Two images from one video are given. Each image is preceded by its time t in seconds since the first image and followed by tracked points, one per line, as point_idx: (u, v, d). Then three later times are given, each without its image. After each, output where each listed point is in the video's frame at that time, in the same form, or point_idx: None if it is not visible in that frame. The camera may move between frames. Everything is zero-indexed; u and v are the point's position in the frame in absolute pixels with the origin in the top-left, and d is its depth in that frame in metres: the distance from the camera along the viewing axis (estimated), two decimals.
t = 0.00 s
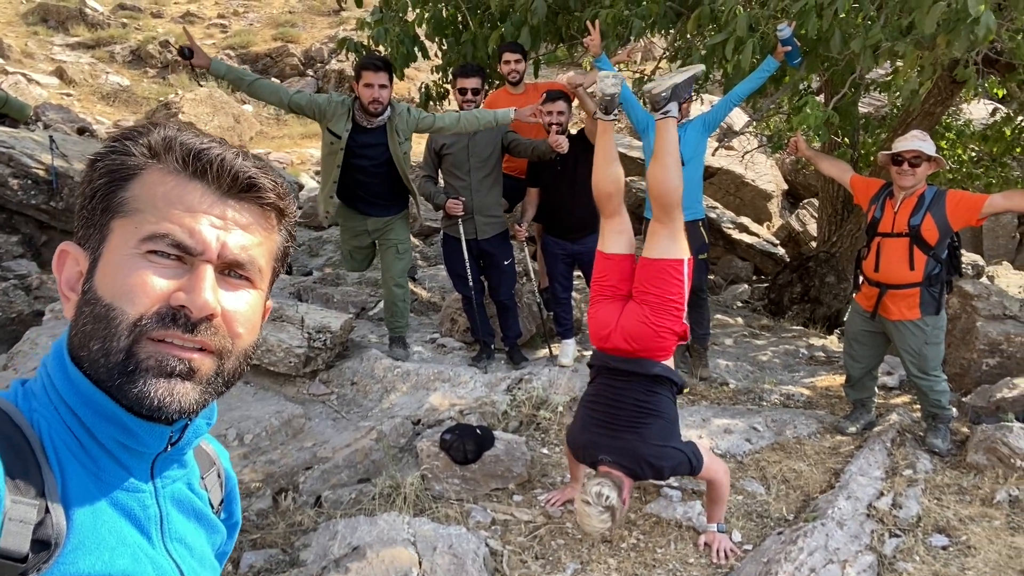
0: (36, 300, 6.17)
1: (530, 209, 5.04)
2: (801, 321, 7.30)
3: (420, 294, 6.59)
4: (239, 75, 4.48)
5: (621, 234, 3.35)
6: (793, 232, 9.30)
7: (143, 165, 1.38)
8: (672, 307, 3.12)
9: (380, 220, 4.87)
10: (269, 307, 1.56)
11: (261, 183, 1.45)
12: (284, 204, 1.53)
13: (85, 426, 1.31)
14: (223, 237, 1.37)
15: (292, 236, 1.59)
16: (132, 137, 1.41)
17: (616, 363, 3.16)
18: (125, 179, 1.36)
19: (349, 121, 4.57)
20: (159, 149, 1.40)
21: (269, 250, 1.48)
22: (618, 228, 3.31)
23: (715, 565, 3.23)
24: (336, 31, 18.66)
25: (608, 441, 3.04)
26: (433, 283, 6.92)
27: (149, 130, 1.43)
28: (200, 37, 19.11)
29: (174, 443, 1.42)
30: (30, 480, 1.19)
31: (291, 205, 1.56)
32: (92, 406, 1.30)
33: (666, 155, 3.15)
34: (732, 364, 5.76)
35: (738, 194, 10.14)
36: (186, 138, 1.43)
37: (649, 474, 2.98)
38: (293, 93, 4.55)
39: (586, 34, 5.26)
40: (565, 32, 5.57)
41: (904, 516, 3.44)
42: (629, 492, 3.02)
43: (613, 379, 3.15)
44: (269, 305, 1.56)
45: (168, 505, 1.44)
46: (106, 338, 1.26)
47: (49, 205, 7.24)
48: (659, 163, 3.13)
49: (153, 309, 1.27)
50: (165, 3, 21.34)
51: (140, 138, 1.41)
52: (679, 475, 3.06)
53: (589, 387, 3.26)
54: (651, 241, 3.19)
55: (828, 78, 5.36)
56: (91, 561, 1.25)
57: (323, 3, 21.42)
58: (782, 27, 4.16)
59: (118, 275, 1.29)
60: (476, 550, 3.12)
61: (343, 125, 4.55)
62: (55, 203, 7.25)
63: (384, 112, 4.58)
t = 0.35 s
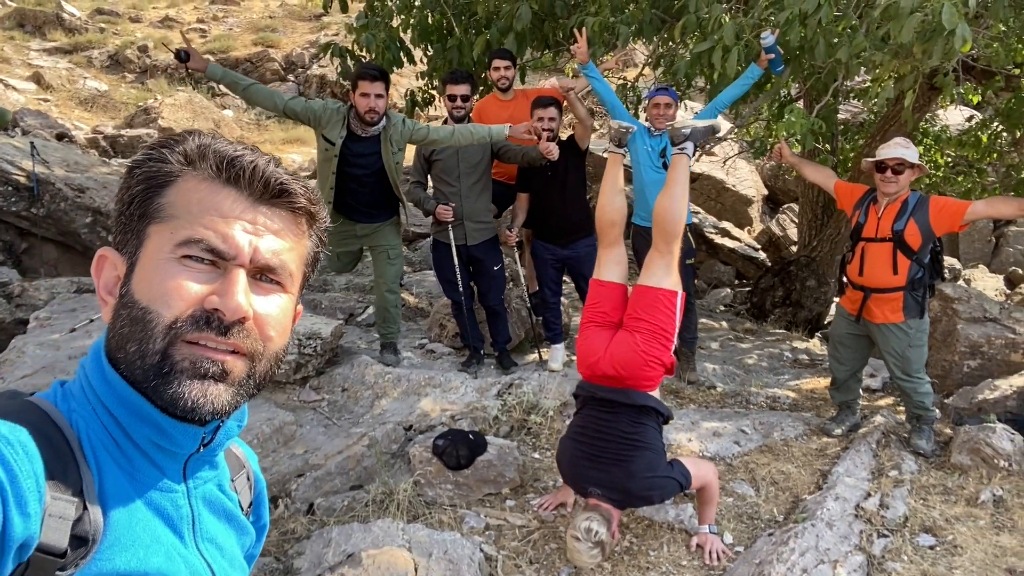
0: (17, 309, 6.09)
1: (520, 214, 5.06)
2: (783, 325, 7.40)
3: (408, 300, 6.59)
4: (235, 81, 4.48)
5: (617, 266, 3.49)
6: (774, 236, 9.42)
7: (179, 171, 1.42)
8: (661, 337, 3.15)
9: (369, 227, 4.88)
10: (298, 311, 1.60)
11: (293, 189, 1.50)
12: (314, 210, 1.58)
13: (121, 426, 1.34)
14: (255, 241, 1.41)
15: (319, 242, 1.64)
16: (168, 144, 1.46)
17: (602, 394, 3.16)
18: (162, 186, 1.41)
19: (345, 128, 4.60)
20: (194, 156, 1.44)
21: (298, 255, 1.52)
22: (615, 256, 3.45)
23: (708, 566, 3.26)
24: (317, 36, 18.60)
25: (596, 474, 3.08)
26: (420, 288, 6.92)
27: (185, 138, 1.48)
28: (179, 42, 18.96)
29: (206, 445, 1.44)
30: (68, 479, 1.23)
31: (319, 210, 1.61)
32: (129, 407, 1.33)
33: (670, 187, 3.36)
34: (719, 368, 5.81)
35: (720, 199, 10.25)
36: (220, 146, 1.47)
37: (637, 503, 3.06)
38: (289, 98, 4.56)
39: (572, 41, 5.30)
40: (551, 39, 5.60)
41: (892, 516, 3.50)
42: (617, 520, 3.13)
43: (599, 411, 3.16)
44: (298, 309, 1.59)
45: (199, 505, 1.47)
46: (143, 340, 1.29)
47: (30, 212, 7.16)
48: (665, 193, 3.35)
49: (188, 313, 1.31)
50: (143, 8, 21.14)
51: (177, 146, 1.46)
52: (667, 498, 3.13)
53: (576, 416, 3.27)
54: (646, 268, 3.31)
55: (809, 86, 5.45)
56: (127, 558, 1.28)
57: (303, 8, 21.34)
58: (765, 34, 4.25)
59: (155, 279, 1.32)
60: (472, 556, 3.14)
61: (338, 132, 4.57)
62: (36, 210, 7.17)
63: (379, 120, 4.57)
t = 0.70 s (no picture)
0: None
1: (510, 217, 5.08)
2: (767, 327, 7.38)
3: (394, 304, 6.58)
4: (232, 74, 4.47)
5: (608, 273, 3.60)
6: (756, 239, 9.51)
7: (193, 170, 1.48)
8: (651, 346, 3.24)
9: (359, 229, 4.85)
10: (307, 310, 1.65)
11: (304, 189, 1.56)
12: (324, 209, 1.64)
13: (132, 421, 1.38)
14: (266, 240, 1.46)
15: (330, 242, 1.70)
16: (182, 144, 1.52)
17: (591, 403, 3.18)
18: (175, 185, 1.46)
19: (341, 127, 4.58)
20: (208, 156, 1.51)
21: (309, 255, 1.57)
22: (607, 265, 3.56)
23: (698, 566, 3.27)
24: (299, 40, 18.51)
25: (586, 484, 3.08)
26: (406, 292, 6.91)
27: (200, 138, 1.54)
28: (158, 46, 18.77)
29: (215, 441, 1.49)
30: (79, 474, 1.26)
31: (330, 211, 1.68)
32: (140, 404, 1.37)
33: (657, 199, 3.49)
34: (705, 369, 5.85)
35: (703, 202, 10.33)
36: (234, 146, 1.54)
37: (627, 513, 3.05)
38: (285, 95, 4.55)
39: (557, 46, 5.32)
40: (536, 44, 5.61)
41: (878, 514, 3.54)
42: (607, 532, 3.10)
43: (589, 421, 3.18)
44: (308, 309, 1.64)
45: (207, 501, 1.53)
46: (154, 337, 1.33)
47: (9, 218, 7.06)
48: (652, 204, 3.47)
49: (198, 310, 1.34)
50: (121, 12, 20.94)
51: (190, 146, 1.52)
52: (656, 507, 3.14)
53: (565, 427, 3.27)
54: (635, 277, 3.42)
55: (790, 90, 5.52)
56: (136, 552, 1.33)
57: (284, 12, 21.23)
58: (747, 38, 4.27)
59: (168, 275, 1.37)
60: (463, 559, 3.15)
61: (333, 131, 4.56)
62: (15, 215, 7.08)
63: (376, 123, 4.56)
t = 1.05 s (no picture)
0: None
1: (504, 217, 5.08)
2: (757, 325, 7.47)
3: (386, 305, 6.57)
4: (234, 65, 4.43)
5: (603, 256, 3.50)
6: (745, 238, 9.55)
7: (194, 166, 1.48)
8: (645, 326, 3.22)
9: (352, 229, 4.85)
10: (309, 306, 1.65)
11: (306, 186, 1.56)
12: (326, 206, 1.64)
13: (133, 416, 1.38)
14: (268, 236, 1.46)
15: (332, 238, 1.70)
16: (184, 139, 1.52)
17: (587, 381, 3.21)
18: (177, 180, 1.46)
19: (341, 126, 4.56)
20: (210, 151, 1.51)
21: (311, 251, 1.57)
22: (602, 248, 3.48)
23: (691, 564, 3.29)
24: (287, 41, 18.44)
25: (582, 460, 3.08)
26: (397, 293, 6.91)
27: (201, 132, 1.54)
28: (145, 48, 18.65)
29: (217, 435, 1.49)
30: (80, 469, 1.26)
31: (332, 207, 1.68)
32: (141, 399, 1.37)
33: (637, 175, 3.31)
34: (696, 368, 5.87)
35: (692, 202, 10.38)
36: (235, 142, 1.54)
37: (621, 491, 3.04)
38: (287, 91, 4.51)
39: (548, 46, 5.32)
40: (526, 44, 5.61)
41: (869, 510, 3.57)
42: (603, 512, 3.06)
43: (587, 398, 3.20)
44: (309, 304, 1.64)
45: (209, 496, 1.52)
46: (156, 332, 1.33)
47: None
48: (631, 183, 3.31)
49: (201, 306, 1.35)
50: (108, 14, 20.82)
51: (192, 141, 1.52)
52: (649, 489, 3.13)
53: (562, 405, 3.31)
54: (625, 258, 3.33)
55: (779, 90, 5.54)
56: (138, 547, 1.33)
57: (272, 13, 21.14)
58: (735, 37, 4.27)
59: (169, 271, 1.37)
60: (457, 559, 3.15)
61: (333, 129, 4.53)
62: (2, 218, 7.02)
63: (377, 124, 4.55)
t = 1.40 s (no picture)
0: None
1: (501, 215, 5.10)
2: (749, 324, 7.49)
3: (378, 306, 6.55)
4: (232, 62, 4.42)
5: (586, 229, 3.29)
6: (737, 237, 9.58)
7: (188, 169, 1.47)
8: (640, 297, 3.09)
9: (345, 230, 4.83)
10: (304, 310, 1.64)
11: (301, 190, 1.56)
12: (321, 210, 1.64)
13: (127, 421, 1.36)
14: (263, 240, 1.45)
15: (327, 242, 1.69)
16: (177, 143, 1.51)
17: (586, 352, 3.20)
18: (171, 184, 1.45)
19: (338, 125, 4.53)
20: (204, 155, 1.49)
21: (306, 255, 1.56)
22: (583, 225, 3.25)
23: (685, 563, 3.30)
24: (278, 41, 18.36)
25: (581, 429, 3.08)
26: (390, 294, 6.89)
27: (195, 136, 1.53)
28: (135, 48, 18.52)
29: (212, 441, 1.48)
30: (74, 475, 1.25)
31: (326, 212, 1.67)
32: (136, 404, 1.36)
33: (620, 153, 3.04)
34: (689, 367, 5.88)
35: (684, 201, 10.39)
36: (230, 146, 1.53)
37: (619, 462, 3.04)
38: (284, 88, 4.50)
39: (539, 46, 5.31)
40: (517, 44, 5.60)
41: (861, 508, 3.58)
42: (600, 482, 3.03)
43: (586, 368, 3.20)
44: (305, 308, 1.63)
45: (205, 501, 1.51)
46: (151, 336, 1.33)
47: None
48: (613, 162, 3.05)
49: (196, 311, 1.34)
50: (97, 14, 20.70)
51: (186, 145, 1.51)
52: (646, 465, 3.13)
53: (561, 376, 3.31)
54: (614, 235, 3.14)
55: (769, 89, 5.55)
56: (132, 554, 1.32)
57: (262, 13, 21.04)
58: (725, 36, 4.28)
59: (164, 276, 1.36)
60: (450, 560, 3.14)
61: (330, 128, 4.50)
62: None
63: (374, 124, 4.53)
